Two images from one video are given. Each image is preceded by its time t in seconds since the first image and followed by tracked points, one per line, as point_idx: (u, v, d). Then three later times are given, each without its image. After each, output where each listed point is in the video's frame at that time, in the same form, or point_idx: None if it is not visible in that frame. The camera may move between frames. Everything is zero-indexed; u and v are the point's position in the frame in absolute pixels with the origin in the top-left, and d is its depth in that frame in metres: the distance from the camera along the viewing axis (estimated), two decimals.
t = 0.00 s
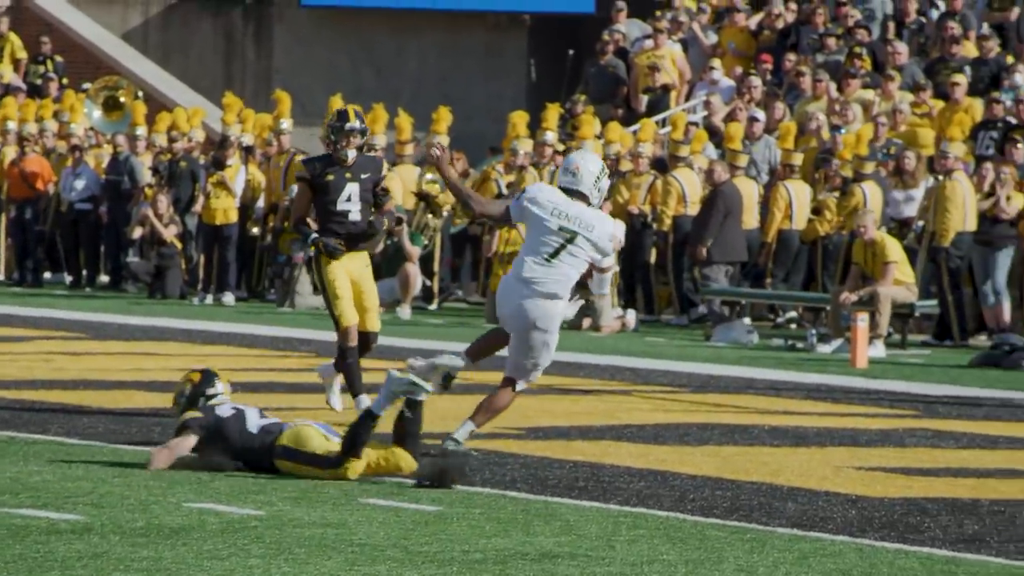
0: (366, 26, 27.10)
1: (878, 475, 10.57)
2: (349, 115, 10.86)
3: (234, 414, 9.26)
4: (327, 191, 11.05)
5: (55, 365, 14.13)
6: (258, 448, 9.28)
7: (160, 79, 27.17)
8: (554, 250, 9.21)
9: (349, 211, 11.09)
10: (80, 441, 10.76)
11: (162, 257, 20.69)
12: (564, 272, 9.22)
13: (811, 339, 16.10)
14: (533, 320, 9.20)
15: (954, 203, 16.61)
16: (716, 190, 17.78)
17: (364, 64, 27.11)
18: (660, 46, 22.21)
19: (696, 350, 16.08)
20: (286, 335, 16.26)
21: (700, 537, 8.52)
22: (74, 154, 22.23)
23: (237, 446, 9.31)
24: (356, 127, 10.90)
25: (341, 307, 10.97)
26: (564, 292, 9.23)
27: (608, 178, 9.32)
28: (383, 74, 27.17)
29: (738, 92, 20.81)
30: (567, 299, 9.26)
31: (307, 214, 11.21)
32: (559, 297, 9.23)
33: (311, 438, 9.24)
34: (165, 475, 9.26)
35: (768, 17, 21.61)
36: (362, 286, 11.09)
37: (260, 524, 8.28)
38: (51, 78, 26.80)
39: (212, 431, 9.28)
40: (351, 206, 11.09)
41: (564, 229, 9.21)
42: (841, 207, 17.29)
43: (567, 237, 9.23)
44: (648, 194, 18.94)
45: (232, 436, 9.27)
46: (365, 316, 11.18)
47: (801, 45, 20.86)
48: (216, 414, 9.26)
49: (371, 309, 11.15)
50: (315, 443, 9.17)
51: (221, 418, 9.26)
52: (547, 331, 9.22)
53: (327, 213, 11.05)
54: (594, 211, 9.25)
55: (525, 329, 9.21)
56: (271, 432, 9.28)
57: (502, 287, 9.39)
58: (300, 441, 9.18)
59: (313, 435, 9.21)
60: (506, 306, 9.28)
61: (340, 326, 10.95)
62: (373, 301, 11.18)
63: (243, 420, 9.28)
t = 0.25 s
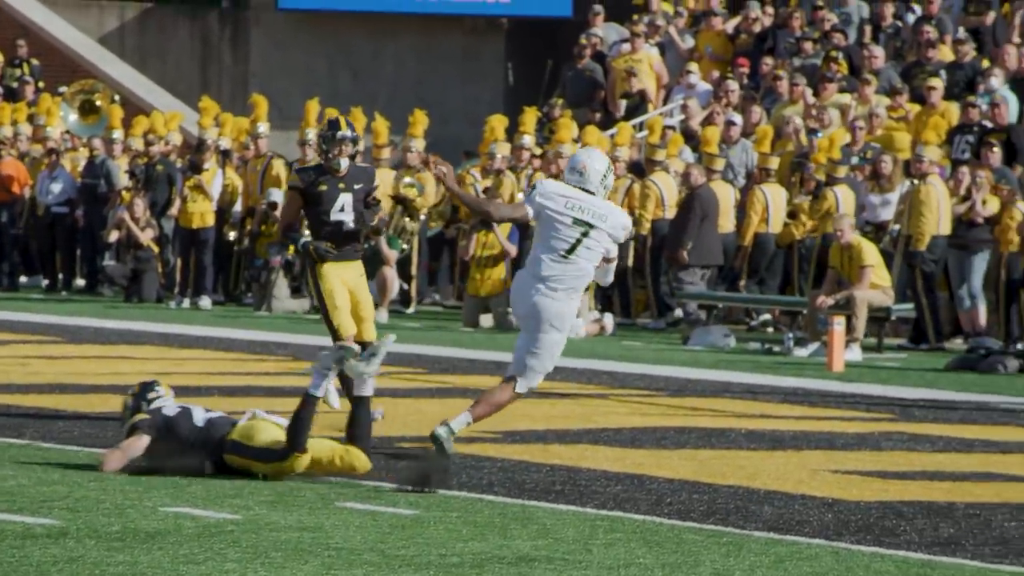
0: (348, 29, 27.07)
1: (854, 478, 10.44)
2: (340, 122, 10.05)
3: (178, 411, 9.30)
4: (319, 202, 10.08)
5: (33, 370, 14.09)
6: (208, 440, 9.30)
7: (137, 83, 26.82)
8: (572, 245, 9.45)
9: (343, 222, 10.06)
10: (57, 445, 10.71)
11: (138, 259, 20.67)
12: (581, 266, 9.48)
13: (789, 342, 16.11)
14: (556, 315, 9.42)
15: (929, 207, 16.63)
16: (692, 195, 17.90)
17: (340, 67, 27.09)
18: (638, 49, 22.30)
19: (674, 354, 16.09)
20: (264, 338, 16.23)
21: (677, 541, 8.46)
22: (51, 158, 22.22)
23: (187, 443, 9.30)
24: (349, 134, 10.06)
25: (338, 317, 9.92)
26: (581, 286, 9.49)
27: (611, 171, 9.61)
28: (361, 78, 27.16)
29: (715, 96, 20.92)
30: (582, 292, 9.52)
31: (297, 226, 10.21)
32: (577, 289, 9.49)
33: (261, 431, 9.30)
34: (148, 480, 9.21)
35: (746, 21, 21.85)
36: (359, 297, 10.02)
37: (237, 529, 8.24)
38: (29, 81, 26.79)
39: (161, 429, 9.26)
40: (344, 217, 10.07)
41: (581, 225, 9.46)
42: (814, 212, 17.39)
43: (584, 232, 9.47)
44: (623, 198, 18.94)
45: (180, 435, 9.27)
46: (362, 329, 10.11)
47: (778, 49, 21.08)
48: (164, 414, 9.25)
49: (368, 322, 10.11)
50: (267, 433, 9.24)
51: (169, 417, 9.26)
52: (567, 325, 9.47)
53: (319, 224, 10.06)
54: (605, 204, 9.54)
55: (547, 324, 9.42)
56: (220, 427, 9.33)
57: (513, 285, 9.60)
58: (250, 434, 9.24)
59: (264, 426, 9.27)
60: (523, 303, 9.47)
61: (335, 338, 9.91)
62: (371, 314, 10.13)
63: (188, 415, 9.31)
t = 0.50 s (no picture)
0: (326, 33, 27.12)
1: (826, 482, 10.45)
2: (326, 134, 10.82)
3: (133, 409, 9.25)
4: (309, 216, 10.91)
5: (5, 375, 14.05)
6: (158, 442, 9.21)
7: (108, 87, 26.65)
8: (579, 245, 10.23)
9: (331, 236, 10.93)
10: (29, 450, 10.68)
11: (110, 265, 20.61)
12: (589, 263, 10.26)
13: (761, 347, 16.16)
14: (568, 312, 10.19)
15: (901, 212, 16.69)
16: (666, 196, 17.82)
17: (313, 72, 27.13)
18: (611, 54, 22.38)
19: (647, 358, 16.11)
20: (237, 343, 16.21)
21: (649, 545, 8.46)
22: (23, 162, 22.19)
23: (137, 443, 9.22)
24: (335, 146, 10.83)
25: (330, 323, 10.76)
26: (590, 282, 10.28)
27: (611, 170, 10.40)
28: (334, 82, 27.23)
29: (688, 101, 20.96)
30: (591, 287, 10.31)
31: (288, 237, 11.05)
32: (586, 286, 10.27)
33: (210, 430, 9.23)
34: (119, 485, 9.21)
35: (717, 26, 21.95)
36: (348, 306, 10.89)
37: (209, 534, 8.24)
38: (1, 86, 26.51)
39: (112, 426, 9.20)
40: (334, 231, 10.93)
41: (586, 225, 10.23)
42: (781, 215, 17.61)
43: (589, 231, 10.25)
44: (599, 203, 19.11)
45: (130, 433, 9.20)
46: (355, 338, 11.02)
47: (751, 54, 21.17)
48: (117, 411, 9.22)
49: (360, 330, 10.98)
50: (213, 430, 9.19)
51: (122, 414, 9.22)
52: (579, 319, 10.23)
53: (310, 238, 10.91)
54: (608, 203, 10.33)
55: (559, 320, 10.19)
56: (172, 427, 9.24)
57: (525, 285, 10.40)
58: (199, 433, 9.16)
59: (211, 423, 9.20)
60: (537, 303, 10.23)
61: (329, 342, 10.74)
62: (362, 322, 11.00)
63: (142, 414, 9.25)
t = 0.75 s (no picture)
0: (297, 37, 27.11)
1: (795, 487, 10.47)
2: (308, 140, 10.91)
3: (81, 409, 9.27)
4: (295, 224, 10.91)
5: None
6: (105, 443, 9.24)
7: (78, 92, 26.53)
8: (580, 249, 10.46)
9: (319, 245, 10.93)
10: None
11: (78, 269, 20.51)
12: (591, 267, 10.49)
13: (731, 351, 16.17)
14: (574, 317, 10.43)
15: (868, 217, 16.78)
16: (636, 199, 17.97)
17: (282, 77, 27.14)
18: (580, 59, 22.45)
19: (617, 363, 16.12)
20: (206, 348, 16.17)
21: (619, 550, 8.48)
22: None
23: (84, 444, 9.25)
24: (317, 151, 10.93)
25: (312, 330, 10.78)
26: (594, 285, 10.51)
27: (608, 170, 10.60)
28: (304, 87, 27.22)
29: (658, 105, 21.00)
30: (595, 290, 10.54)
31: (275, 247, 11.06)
32: (590, 290, 10.50)
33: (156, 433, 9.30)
34: (86, 490, 9.19)
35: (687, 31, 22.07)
36: (332, 309, 10.87)
37: (178, 539, 8.22)
38: None
39: (60, 424, 9.23)
40: (321, 240, 10.93)
41: (586, 229, 10.46)
42: (747, 219, 17.73)
43: (589, 235, 10.47)
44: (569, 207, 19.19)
45: (77, 434, 9.24)
46: (343, 343, 10.97)
47: (720, 59, 21.26)
48: (65, 410, 9.24)
49: (346, 334, 10.93)
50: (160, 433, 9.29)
51: (69, 414, 9.25)
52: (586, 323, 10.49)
53: (297, 247, 10.90)
54: (606, 204, 10.54)
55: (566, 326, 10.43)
56: (120, 430, 9.28)
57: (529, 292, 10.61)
58: (146, 436, 9.23)
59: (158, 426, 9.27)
60: (542, 311, 10.47)
61: (309, 349, 10.78)
62: (349, 326, 10.96)
63: (90, 415, 9.27)
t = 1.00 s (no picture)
0: (267, 41, 27.05)
1: (764, 490, 10.47)
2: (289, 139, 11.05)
3: (27, 411, 9.20)
4: (280, 221, 11.08)
5: None
6: (52, 447, 9.20)
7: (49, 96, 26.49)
8: (575, 254, 10.49)
9: (303, 241, 11.13)
10: None
11: (47, 273, 20.46)
12: (588, 272, 10.50)
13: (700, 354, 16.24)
14: (574, 321, 10.44)
15: (836, 221, 16.84)
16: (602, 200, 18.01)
17: (252, 80, 27.09)
18: (551, 63, 22.52)
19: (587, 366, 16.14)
20: (174, 352, 16.13)
21: (588, 553, 8.49)
22: None
23: (31, 446, 9.21)
24: (298, 150, 11.09)
25: (294, 334, 10.88)
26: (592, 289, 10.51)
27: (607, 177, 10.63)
28: (274, 91, 27.19)
29: (627, 109, 21.08)
30: (595, 295, 10.54)
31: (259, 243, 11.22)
32: (589, 294, 10.50)
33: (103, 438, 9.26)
34: (53, 494, 9.16)
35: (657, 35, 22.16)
36: (315, 308, 10.99)
37: (147, 543, 8.21)
38: None
39: (6, 426, 9.16)
40: (305, 236, 11.14)
41: (579, 234, 10.49)
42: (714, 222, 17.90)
43: (584, 240, 10.50)
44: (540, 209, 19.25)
45: (24, 436, 9.19)
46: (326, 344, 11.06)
47: (690, 63, 21.35)
48: (11, 412, 9.16)
49: (330, 332, 11.00)
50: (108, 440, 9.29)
51: (16, 416, 9.17)
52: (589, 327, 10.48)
53: (281, 243, 11.07)
54: (603, 210, 10.57)
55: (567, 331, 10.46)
56: (66, 436, 9.24)
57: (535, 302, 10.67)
58: (93, 443, 9.20)
59: (104, 433, 9.26)
60: (543, 318, 10.50)
61: (293, 354, 10.86)
62: (332, 325, 11.05)
63: (36, 417, 9.21)
